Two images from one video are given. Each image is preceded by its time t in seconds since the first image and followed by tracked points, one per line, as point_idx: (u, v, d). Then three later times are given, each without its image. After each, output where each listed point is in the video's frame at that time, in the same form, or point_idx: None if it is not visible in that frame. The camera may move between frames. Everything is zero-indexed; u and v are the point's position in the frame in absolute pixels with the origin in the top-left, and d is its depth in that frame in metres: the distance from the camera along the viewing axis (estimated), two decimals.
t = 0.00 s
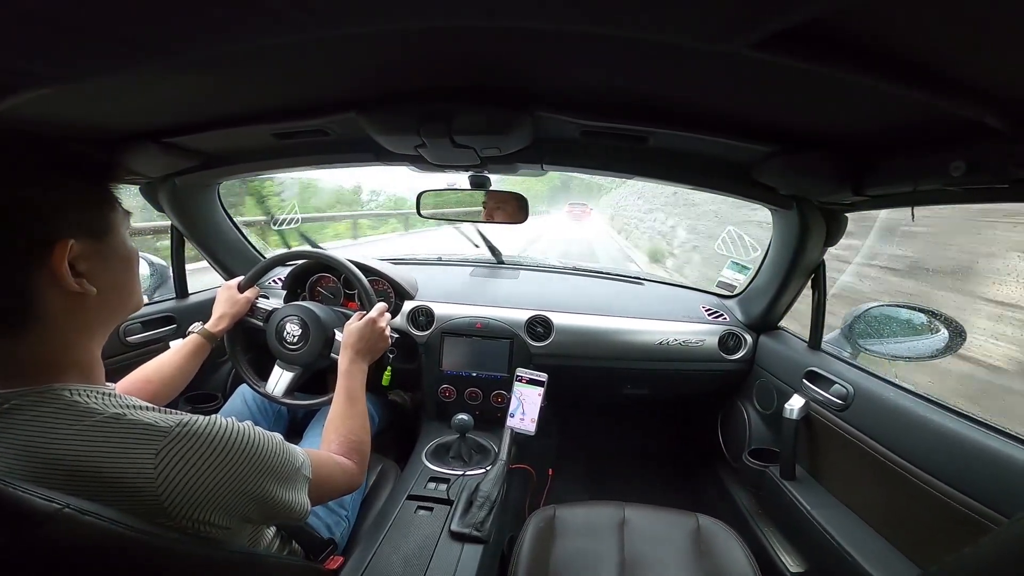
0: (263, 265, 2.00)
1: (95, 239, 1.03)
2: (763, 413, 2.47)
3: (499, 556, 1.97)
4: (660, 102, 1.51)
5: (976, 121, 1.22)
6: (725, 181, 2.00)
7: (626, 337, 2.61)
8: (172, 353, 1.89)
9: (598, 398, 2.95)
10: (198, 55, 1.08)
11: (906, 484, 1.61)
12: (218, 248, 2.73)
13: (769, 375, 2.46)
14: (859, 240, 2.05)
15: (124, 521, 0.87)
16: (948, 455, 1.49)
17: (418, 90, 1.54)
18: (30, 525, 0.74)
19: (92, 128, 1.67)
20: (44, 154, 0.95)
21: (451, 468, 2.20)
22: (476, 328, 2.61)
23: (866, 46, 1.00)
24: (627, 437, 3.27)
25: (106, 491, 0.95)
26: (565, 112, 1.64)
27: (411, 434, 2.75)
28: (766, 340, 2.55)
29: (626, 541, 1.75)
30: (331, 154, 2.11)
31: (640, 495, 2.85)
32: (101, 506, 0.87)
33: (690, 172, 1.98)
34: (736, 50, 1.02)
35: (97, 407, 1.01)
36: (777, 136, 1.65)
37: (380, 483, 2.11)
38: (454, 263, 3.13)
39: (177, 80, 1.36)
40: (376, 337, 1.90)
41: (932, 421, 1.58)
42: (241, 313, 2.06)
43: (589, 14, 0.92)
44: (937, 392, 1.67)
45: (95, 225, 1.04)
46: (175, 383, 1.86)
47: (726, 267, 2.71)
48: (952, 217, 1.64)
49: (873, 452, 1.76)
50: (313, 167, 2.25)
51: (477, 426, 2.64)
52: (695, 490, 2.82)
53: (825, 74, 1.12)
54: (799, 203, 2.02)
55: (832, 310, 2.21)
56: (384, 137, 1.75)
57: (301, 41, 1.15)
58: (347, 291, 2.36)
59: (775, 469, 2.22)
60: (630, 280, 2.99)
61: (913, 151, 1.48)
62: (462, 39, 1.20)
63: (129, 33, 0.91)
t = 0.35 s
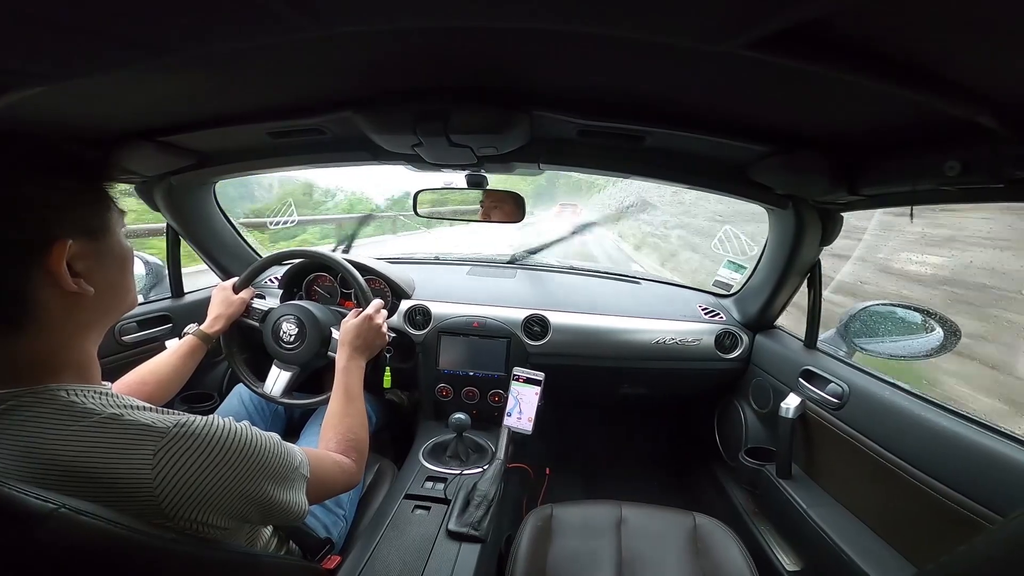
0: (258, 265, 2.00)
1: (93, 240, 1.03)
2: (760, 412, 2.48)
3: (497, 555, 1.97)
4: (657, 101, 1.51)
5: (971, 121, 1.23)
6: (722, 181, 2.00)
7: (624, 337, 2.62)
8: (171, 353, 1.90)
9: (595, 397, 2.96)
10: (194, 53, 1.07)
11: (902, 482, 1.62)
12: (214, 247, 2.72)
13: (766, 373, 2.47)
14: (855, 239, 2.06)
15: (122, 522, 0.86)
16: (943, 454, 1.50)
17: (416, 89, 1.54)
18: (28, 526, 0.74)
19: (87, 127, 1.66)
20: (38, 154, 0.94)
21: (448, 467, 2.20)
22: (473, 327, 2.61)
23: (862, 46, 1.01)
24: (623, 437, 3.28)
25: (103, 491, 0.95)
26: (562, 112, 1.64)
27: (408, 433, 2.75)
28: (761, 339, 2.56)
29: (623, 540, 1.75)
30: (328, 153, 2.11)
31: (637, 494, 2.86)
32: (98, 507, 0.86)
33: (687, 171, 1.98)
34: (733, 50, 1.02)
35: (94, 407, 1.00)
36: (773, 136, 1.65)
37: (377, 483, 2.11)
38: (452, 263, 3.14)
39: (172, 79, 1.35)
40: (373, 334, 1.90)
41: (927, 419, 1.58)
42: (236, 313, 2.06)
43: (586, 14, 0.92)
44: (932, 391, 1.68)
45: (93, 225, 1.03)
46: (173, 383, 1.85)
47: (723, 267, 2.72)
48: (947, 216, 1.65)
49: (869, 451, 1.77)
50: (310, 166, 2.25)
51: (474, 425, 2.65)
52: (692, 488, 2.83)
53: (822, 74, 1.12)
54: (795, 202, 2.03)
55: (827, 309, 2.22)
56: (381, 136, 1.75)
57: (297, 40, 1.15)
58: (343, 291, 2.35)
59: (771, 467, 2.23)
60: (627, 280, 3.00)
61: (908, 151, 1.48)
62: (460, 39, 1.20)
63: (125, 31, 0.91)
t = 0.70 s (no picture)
0: (257, 265, 1.99)
1: (91, 240, 1.03)
2: (758, 412, 2.48)
3: (496, 556, 1.97)
4: (655, 102, 1.51)
5: (967, 120, 1.24)
6: (719, 181, 2.01)
7: (622, 337, 2.62)
8: (169, 357, 1.89)
9: (593, 397, 2.96)
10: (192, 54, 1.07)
11: (900, 481, 1.62)
12: (211, 248, 2.72)
13: (764, 373, 2.47)
14: (853, 239, 2.07)
15: (120, 523, 0.86)
16: (941, 453, 1.50)
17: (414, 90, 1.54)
18: (26, 528, 0.74)
19: (84, 128, 1.66)
20: (35, 155, 0.93)
21: (447, 468, 2.20)
22: (471, 328, 2.61)
23: (859, 47, 1.01)
24: (622, 437, 3.28)
25: (101, 492, 0.95)
26: (561, 112, 1.64)
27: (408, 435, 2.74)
28: (759, 339, 2.56)
29: (622, 541, 1.75)
30: (325, 154, 2.11)
31: (636, 494, 2.86)
32: (96, 508, 0.86)
33: (685, 171, 1.99)
34: (731, 51, 1.02)
35: (91, 409, 1.00)
36: (771, 136, 1.66)
37: (376, 483, 2.11)
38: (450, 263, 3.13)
39: (170, 80, 1.35)
40: (371, 330, 1.89)
41: (925, 419, 1.59)
42: (231, 317, 2.06)
43: (585, 14, 0.92)
44: (930, 390, 1.68)
45: (91, 226, 1.03)
46: (168, 388, 1.84)
47: (721, 267, 2.73)
48: (944, 216, 1.65)
49: (867, 451, 1.77)
50: (307, 167, 2.25)
51: (473, 426, 2.64)
52: (691, 488, 2.83)
53: (819, 74, 1.12)
54: (793, 203, 2.03)
55: (825, 309, 2.23)
56: (379, 137, 1.75)
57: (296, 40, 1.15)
58: (341, 292, 2.34)
59: (769, 467, 2.24)
60: (625, 280, 3.00)
61: (906, 151, 1.49)
62: (458, 39, 1.20)
63: (123, 31, 0.90)
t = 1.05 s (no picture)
0: (258, 266, 1.99)
1: (91, 238, 1.03)
2: (758, 412, 2.48)
3: (496, 556, 1.97)
4: (654, 102, 1.52)
5: (965, 120, 1.24)
6: (719, 182, 2.01)
7: (622, 337, 2.62)
8: (158, 363, 1.86)
9: (593, 398, 2.96)
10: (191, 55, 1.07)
11: (901, 481, 1.62)
12: (211, 249, 2.72)
13: (764, 373, 2.47)
14: (853, 239, 2.07)
15: (120, 523, 0.86)
16: (941, 452, 1.50)
17: (414, 91, 1.54)
18: (27, 528, 0.74)
19: (83, 128, 1.66)
20: (36, 157, 0.93)
21: (448, 469, 2.20)
22: (471, 328, 2.61)
23: (857, 47, 1.01)
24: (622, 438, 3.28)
25: (100, 492, 0.94)
26: (560, 113, 1.65)
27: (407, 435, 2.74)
28: (759, 340, 2.56)
29: (622, 541, 1.75)
30: (325, 155, 2.11)
31: (636, 495, 2.86)
32: (96, 509, 0.86)
33: (684, 171, 1.99)
34: (730, 51, 1.03)
35: (89, 409, 1.00)
36: (770, 136, 1.66)
37: (377, 484, 2.11)
38: (449, 264, 3.14)
39: (169, 81, 1.35)
40: (371, 320, 1.89)
41: (925, 418, 1.59)
42: (222, 320, 2.04)
43: (583, 14, 0.92)
44: (930, 390, 1.68)
45: (91, 224, 1.04)
46: (160, 394, 1.81)
47: (721, 267, 2.73)
48: (944, 216, 1.65)
49: (868, 451, 1.77)
50: (307, 168, 2.25)
51: (473, 426, 2.64)
52: (691, 488, 2.83)
53: (818, 74, 1.13)
54: (793, 203, 2.04)
55: (825, 309, 2.23)
56: (379, 137, 1.75)
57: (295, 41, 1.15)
58: (342, 292, 2.34)
59: (770, 467, 2.24)
60: (625, 281, 3.00)
61: (904, 151, 1.49)
62: (457, 40, 1.20)
63: (123, 32, 0.91)
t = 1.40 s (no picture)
0: (262, 268, 1.99)
1: (95, 240, 1.04)
2: (764, 410, 2.47)
3: (502, 557, 1.97)
4: (655, 101, 1.52)
5: (968, 116, 1.23)
6: (721, 179, 2.01)
7: (626, 337, 2.62)
8: (168, 379, 1.82)
9: (598, 398, 2.95)
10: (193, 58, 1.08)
11: (908, 479, 1.62)
12: (216, 252, 2.73)
13: (769, 371, 2.46)
14: (858, 236, 2.06)
15: (126, 525, 0.86)
16: (948, 449, 1.49)
17: (414, 92, 1.55)
18: (34, 530, 0.74)
19: (88, 132, 1.67)
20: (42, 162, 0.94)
21: (453, 469, 2.20)
22: (474, 329, 2.61)
23: (858, 44, 1.01)
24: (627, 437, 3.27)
25: (107, 495, 0.95)
26: (561, 112, 1.65)
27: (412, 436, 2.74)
28: (764, 338, 2.55)
29: (628, 541, 1.75)
30: (328, 157, 2.12)
31: (641, 494, 2.85)
32: (103, 511, 0.87)
33: (687, 169, 1.99)
34: (729, 50, 1.02)
35: (97, 411, 1.00)
36: (773, 133, 1.66)
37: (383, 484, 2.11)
38: (453, 264, 3.15)
39: (171, 85, 1.36)
40: (382, 327, 1.89)
41: (931, 415, 1.58)
42: (229, 334, 2.02)
43: (581, 14, 0.92)
44: (936, 387, 1.67)
45: (96, 225, 1.04)
46: (172, 410, 1.79)
47: (725, 266, 2.72)
48: (949, 211, 1.64)
49: (874, 448, 1.76)
50: (310, 170, 2.26)
51: (477, 427, 2.64)
52: (697, 488, 2.82)
53: (818, 72, 1.12)
54: (797, 200, 2.04)
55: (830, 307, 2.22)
56: (381, 139, 1.76)
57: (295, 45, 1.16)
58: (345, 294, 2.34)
59: (776, 466, 2.23)
60: (629, 280, 2.99)
61: (908, 147, 1.48)
62: (457, 41, 1.21)
63: (124, 37, 0.91)
